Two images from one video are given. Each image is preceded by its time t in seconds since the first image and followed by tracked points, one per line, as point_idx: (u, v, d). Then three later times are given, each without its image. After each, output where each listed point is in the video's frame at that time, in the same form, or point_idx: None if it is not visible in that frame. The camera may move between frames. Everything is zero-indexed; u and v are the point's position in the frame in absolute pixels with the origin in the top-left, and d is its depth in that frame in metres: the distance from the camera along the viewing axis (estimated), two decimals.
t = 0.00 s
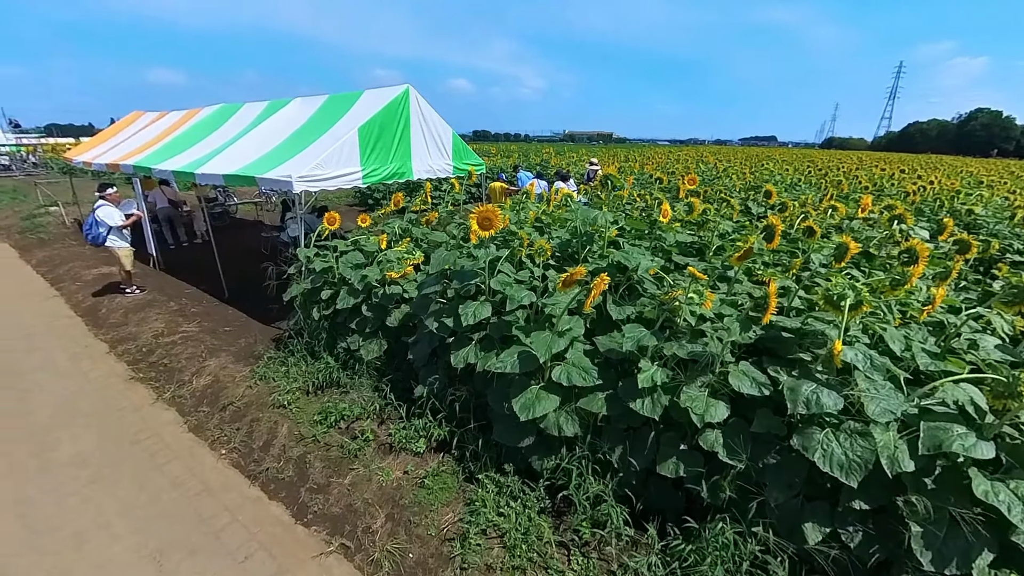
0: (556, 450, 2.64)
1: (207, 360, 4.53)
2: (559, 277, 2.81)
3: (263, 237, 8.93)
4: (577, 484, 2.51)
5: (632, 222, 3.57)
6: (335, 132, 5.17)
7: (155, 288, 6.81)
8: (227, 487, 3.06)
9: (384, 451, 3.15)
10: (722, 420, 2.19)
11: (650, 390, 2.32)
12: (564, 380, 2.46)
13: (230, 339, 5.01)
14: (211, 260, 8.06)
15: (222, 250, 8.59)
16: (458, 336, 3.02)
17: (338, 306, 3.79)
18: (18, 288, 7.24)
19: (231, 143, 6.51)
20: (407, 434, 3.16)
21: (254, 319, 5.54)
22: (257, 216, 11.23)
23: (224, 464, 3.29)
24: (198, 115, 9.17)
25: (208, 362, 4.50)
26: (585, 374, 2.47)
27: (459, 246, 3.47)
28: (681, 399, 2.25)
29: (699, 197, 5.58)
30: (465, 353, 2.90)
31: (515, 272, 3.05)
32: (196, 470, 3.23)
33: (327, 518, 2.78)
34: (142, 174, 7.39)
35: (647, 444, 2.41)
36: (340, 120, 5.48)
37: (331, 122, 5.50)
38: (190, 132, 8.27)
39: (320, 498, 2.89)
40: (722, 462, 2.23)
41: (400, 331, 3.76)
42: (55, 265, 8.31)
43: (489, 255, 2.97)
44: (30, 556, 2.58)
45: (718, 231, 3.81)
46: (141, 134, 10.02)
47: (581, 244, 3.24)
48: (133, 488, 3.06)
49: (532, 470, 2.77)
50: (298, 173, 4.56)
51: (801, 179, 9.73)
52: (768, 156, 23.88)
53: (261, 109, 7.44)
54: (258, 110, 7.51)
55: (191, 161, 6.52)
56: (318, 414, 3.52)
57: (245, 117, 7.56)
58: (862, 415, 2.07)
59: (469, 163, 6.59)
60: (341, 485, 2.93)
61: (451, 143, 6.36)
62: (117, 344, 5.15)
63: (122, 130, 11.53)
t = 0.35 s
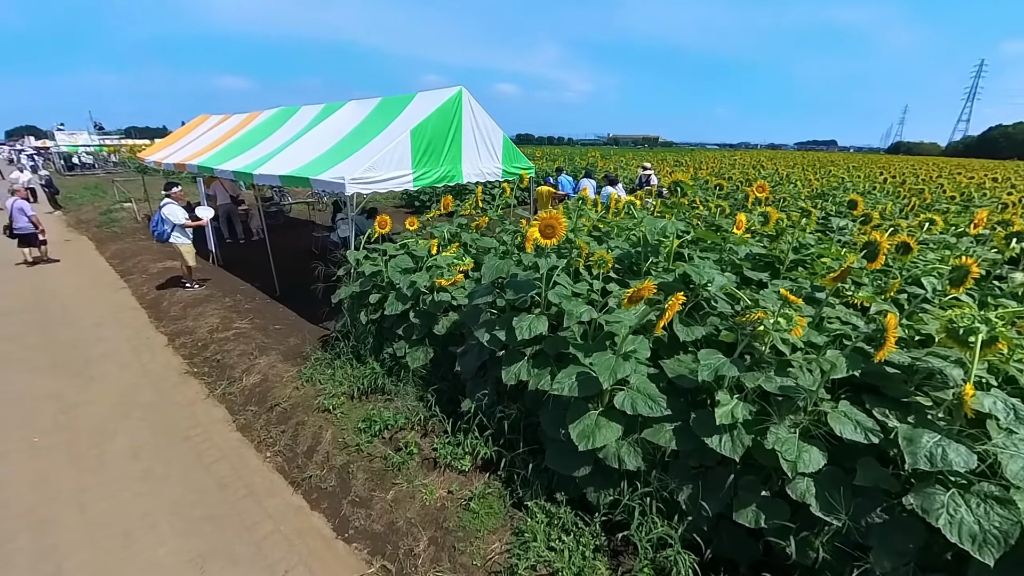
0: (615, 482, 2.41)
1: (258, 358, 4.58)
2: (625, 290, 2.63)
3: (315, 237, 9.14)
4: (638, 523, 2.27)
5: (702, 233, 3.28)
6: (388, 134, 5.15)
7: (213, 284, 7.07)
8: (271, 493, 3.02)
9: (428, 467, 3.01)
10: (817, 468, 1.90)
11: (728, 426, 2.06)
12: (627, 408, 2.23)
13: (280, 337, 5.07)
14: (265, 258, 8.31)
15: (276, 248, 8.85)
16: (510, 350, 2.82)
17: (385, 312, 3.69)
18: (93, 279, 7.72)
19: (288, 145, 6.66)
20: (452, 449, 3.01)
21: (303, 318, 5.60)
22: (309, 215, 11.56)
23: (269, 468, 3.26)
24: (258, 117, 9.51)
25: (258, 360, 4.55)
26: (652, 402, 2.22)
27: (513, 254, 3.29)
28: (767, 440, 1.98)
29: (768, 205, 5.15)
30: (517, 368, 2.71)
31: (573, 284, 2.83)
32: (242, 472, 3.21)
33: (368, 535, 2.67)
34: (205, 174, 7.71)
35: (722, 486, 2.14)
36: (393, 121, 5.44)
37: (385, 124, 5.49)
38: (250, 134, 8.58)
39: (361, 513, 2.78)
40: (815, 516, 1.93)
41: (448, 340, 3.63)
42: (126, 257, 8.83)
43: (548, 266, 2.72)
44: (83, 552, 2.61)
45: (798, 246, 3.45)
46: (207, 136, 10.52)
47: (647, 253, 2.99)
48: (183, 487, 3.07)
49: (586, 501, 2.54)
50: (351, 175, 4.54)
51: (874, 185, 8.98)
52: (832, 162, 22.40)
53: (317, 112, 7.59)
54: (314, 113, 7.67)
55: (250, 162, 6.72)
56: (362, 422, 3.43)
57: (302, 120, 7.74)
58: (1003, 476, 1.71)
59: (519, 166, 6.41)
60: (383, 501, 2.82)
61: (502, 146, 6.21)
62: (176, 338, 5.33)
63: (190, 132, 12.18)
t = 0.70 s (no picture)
0: (705, 542, 2.08)
1: (319, 359, 4.59)
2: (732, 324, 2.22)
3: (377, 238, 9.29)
4: None
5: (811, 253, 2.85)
6: (456, 138, 5.03)
7: (282, 281, 7.31)
8: (328, 507, 2.93)
9: (488, 495, 2.80)
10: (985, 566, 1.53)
11: (861, 498, 1.72)
12: (726, 461, 1.91)
13: (341, 340, 5.09)
14: (330, 258, 8.54)
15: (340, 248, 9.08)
16: (584, 377, 2.52)
17: (448, 323, 3.52)
18: (176, 271, 8.24)
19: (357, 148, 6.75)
20: (514, 479, 2.78)
21: (364, 321, 5.60)
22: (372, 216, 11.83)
23: (326, 478, 3.18)
24: (329, 121, 9.83)
25: (319, 362, 4.57)
26: (757, 459, 1.87)
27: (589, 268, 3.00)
28: (913, 522, 1.63)
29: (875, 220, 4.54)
30: (592, 399, 2.43)
31: (660, 307, 2.51)
32: (300, 480, 3.15)
33: (424, 567, 2.50)
34: (279, 175, 8.01)
35: (846, 566, 1.78)
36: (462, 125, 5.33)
37: (453, 128, 5.39)
38: (322, 138, 8.85)
39: (418, 540, 2.62)
40: None
41: (512, 356, 3.42)
42: (206, 252, 9.39)
43: (637, 288, 2.35)
44: (147, 551, 2.62)
45: (929, 277, 2.93)
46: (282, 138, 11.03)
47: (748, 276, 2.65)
48: (243, 492, 3.05)
49: (667, 556, 2.23)
50: (418, 180, 4.45)
51: (990, 200, 7.87)
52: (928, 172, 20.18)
53: (385, 116, 7.68)
54: (382, 117, 7.76)
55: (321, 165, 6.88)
56: (419, 437, 3.28)
57: (370, 123, 7.87)
58: None
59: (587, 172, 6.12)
60: (440, 529, 2.63)
61: (570, 151, 5.94)
62: (245, 333, 5.50)
63: (267, 135, 12.86)
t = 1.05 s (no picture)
0: None
1: (382, 360, 4.56)
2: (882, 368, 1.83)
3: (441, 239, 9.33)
4: None
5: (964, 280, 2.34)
6: (529, 139, 4.83)
7: (350, 278, 7.49)
8: (385, 522, 2.81)
9: (553, 529, 2.55)
10: None
11: None
12: (863, 540, 1.54)
13: (403, 341, 5.05)
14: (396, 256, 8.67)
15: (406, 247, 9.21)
16: (671, 412, 2.21)
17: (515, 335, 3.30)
18: (257, 263, 8.73)
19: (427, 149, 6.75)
20: (583, 515, 2.51)
21: (426, 323, 5.54)
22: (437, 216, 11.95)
23: (384, 489, 3.08)
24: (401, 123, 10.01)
25: (382, 363, 4.54)
26: (907, 543, 1.49)
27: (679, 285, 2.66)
28: None
29: None
30: (681, 438, 2.13)
31: (768, 338, 2.16)
32: (358, 489, 3.07)
33: None
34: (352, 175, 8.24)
35: None
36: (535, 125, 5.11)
37: (525, 128, 5.19)
38: (393, 139, 9.01)
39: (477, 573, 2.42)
40: None
41: (584, 376, 3.17)
42: (283, 246, 9.89)
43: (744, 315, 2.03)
44: (211, 548, 2.63)
45: None
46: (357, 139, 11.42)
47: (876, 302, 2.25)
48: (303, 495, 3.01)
49: None
50: (489, 182, 4.29)
51: None
52: None
53: (456, 117, 7.65)
54: (453, 118, 7.74)
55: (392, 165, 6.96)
56: (480, 455, 3.10)
57: (441, 124, 7.88)
58: None
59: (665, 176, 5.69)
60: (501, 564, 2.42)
61: (649, 154, 5.55)
62: (313, 328, 5.63)
63: (344, 135, 13.41)
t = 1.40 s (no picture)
0: None
1: (440, 363, 4.44)
2: None
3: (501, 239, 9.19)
4: None
5: None
6: (602, 136, 4.52)
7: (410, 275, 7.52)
8: (438, 542, 2.65)
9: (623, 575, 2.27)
10: None
11: None
12: None
13: (462, 344, 4.92)
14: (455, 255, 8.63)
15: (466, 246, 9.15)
16: (779, 460, 1.85)
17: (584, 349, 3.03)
18: (323, 257, 9.02)
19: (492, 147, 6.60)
20: (659, 564, 2.21)
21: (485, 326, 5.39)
22: (497, 216, 11.84)
23: (438, 505, 2.93)
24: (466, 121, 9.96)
25: (440, 366, 4.42)
26: None
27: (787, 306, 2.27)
28: None
29: None
30: (790, 494, 1.77)
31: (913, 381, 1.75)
32: (412, 501, 2.94)
33: None
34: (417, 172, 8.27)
35: None
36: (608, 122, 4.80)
37: (598, 126, 4.88)
38: (458, 137, 8.97)
39: None
40: None
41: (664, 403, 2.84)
42: (349, 241, 10.18)
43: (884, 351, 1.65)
44: (266, 551, 2.59)
45: None
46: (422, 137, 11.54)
47: None
48: (358, 502, 2.93)
49: None
50: (559, 181, 4.04)
51: None
52: None
53: (522, 114, 7.45)
54: (519, 115, 7.55)
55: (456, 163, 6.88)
56: (541, 477, 2.86)
57: (506, 122, 7.71)
58: None
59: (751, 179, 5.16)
60: None
61: (734, 154, 5.05)
62: (374, 324, 5.64)
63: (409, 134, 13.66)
